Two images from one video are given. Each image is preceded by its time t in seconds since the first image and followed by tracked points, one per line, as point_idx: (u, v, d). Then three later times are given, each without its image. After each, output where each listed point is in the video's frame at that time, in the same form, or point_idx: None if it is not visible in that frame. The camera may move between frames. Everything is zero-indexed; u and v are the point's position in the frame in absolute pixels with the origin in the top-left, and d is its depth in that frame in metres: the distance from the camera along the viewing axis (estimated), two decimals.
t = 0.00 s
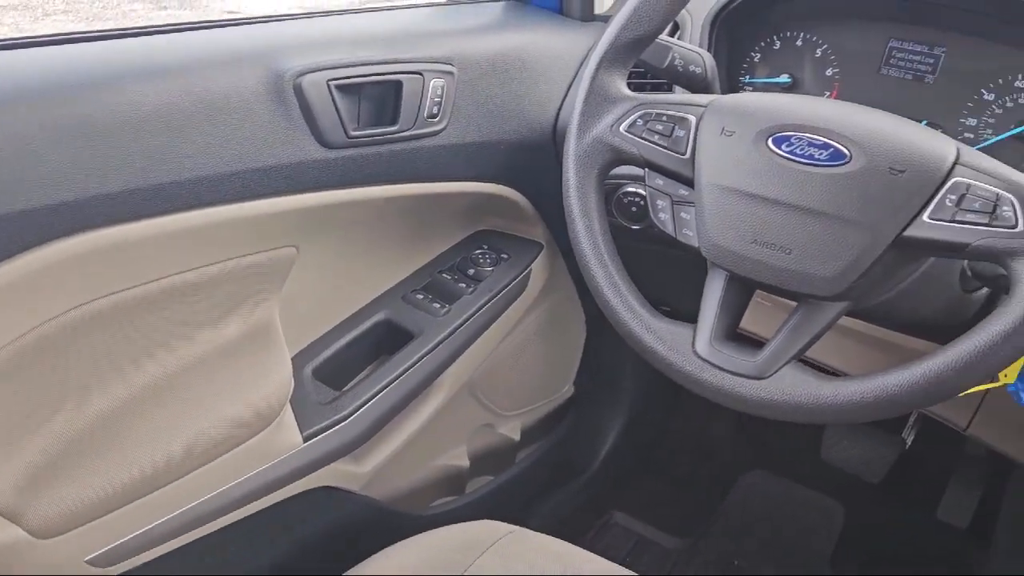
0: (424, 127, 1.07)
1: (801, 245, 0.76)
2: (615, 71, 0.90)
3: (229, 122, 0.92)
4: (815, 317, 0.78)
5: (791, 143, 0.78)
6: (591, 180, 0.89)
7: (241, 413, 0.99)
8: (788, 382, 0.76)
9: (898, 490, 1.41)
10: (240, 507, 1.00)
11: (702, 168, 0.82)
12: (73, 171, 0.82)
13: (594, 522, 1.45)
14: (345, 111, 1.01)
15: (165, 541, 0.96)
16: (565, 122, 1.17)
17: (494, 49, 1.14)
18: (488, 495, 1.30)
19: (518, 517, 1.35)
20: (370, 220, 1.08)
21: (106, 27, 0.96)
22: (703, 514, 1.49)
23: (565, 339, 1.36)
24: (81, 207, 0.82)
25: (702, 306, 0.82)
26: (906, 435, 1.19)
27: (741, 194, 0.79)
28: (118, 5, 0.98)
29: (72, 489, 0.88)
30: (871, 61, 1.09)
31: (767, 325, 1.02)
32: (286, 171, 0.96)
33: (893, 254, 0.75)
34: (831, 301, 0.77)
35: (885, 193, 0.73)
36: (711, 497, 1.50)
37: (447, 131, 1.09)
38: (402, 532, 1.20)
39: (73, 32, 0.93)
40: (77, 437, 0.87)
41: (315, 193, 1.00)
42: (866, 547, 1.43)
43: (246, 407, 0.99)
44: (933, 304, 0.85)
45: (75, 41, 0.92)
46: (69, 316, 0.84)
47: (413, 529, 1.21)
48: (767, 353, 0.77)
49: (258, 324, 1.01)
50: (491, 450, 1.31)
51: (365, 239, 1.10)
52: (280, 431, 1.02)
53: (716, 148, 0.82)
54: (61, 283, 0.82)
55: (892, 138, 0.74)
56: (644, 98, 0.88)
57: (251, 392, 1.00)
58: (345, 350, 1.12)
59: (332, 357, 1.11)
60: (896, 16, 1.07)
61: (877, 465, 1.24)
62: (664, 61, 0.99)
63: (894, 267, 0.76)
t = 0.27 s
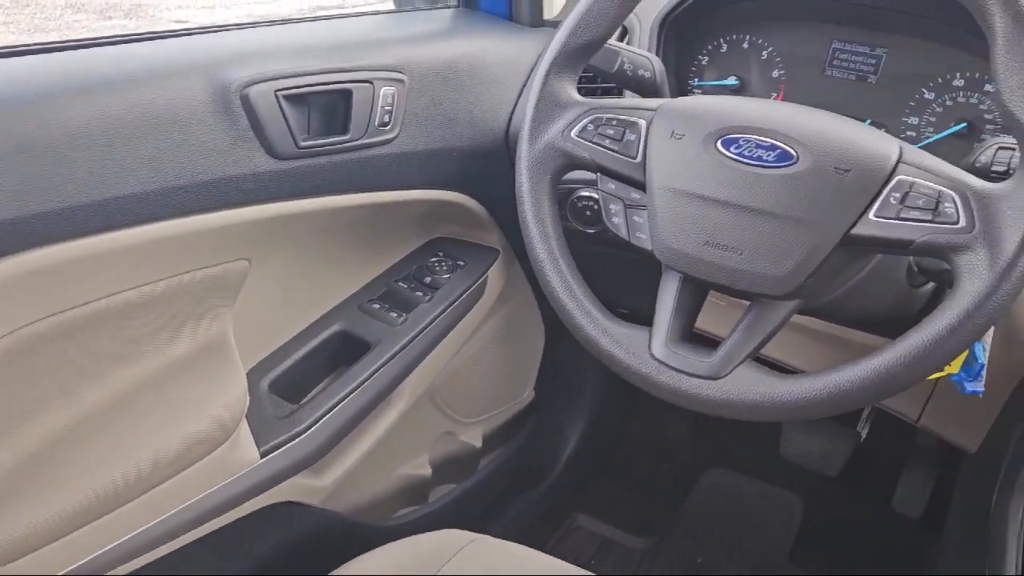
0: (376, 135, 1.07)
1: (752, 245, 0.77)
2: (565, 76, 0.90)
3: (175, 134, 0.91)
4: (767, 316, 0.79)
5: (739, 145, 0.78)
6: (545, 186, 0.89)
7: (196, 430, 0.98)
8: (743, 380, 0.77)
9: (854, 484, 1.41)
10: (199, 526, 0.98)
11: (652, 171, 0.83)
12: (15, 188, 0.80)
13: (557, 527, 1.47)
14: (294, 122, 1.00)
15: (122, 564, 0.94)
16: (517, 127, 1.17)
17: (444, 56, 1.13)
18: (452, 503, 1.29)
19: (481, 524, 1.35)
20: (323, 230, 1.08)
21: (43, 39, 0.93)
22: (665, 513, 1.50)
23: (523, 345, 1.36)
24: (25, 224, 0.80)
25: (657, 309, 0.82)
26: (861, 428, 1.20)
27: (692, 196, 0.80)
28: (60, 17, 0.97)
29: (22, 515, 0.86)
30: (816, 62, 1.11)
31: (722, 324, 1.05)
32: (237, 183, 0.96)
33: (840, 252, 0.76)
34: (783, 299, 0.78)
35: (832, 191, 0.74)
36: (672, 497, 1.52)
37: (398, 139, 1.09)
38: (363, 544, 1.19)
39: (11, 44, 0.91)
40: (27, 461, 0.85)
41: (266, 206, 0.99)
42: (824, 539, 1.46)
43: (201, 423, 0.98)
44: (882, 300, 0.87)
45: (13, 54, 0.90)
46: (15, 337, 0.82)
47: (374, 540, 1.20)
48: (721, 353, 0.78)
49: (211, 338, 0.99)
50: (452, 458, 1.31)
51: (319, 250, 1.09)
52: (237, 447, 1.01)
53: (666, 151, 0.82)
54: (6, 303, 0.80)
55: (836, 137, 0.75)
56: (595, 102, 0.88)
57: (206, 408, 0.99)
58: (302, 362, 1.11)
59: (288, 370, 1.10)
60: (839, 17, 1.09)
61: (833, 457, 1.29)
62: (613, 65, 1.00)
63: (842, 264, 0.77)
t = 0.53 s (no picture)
0: (327, 147, 1.06)
1: (704, 248, 0.78)
2: (514, 84, 0.90)
3: (126, 150, 0.90)
4: (721, 318, 0.80)
5: (688, 149, 0.79)
6: (497, 194, 0.89)
7: (150, 450, 0.96)
8: (698, 383, 0.77)
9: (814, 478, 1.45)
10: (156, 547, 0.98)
11: (603, 177, 0.83)
12: None
13: (521, 532, 1.47)
14: (242, 135, 0.99)
15: None
16: (470, 135, 1.17)
17: (393, 64, 1.13)
18: (415, 513, 1.29)
19: (445, 533, 1.35)
20: (276, 243, 1.07)
21: None
22: (629, 514, 1.51)
23: (482, 352, 1.36)
24: None
25: (612, 313, 0.83)
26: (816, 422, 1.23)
27: (643, 201, 0.80)
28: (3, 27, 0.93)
29: None
30: (762, 64, 1.12)
31: (680, 325, 1.09)
32: (186, 198, 0.94)
33: (790, 253, 0.77)
34: (735, 300, 0.79)
35: (779, 193, 0.76)
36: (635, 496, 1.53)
37: (350, 149, 1.08)
38: (326, 557, 1.18)
39: None
40: None
41: (217, 220, 0.98)
42: (786, 533, 1.48)
43: (156, 443, 0.97)
44: (833, 298, 0.88)
45: None
46: None
47: (337, 554, 1.19)
48: (677, 356, 0.79)
49: (163, 356, 0.98)
50: (414, 468, 1.30)
51: (271, 263, 1.08)
52: (192, 466, 0.99)
53: (616, 157, 0.83)
54: None
55: (782, 140, 0.77)
56: (545, 110, 0.88)
57: (161, 428, 0.97)
58: (259, 377, 1.10)
59: (244, 385, 1.09)
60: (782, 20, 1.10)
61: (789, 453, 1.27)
62: (562, 72, 1.00)
63: (792, 264, 0.79)
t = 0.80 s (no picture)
0: (277, 160, 1.05)
1: (657, 254, 0.78)
2: (464, 94, 0.89)
3: (74, 169, 0.88)
4: (676, 322, 0.80)
5: (638, 155, 0.80)
6: (451, 205, 0.89)
7: (105, 475, 0.95)
8: (655, 387, 0.78)
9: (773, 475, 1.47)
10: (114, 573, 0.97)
11: (555, 185, 0.83)
12: None
13: (487, 539, 1.47)
14: (190, 152, 0.98)
15: None
16: (422, 144, 1.17)
17: (343, 76, 1.12)
18: (379, 526, 1.28)
19: (410, 545, 1.34)
20: (228, 259, 1.05)
21: None
22: (593, 517, 1.52)
23: (442, 361, 1.36)
24: None
25: (569, 320, 0.83)
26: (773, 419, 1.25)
27: (595, 208, 0.81)
28: None
29: None
30: (710, 69, 1.14)
31: (637, 327, 1.10)
32: (134, 217, 0.93)
33: (741, 255, 0.78)
34: (689, 304, 0.80)
35: (729, 197, 0.77)
36: (598, 500, 1.54)
37: (301, 162, 1.07)
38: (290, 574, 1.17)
39: None
40: None
41: (166, 238, 0.96)
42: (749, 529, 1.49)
43: (111, 467, 0.96)
44: (785, 297, 0.90)
45: None
46: None
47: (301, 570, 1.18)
48: (633, 361, 0.79)
49: (114, 378, 0.97)
50: (378, 480, 1.29)
51: (224, 280, 1.07)
52: (148, 489, 0.99)
53: (568, 165, 0.83)
54: None
55: (730, 145, 0.78)
56: (495, 119, 0.88)
57: (115, 451, 0.96)
58: (214, 396, 1.08)
59: (200, 404, 1.07)
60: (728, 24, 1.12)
61: (751, 452, 1.28)
62: (512, 80, 1.00)
63: (743, 267, 0.80)
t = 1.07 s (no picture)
0: (227, 173, 1.04)
1: (611, 258, 0.79)
2: (414, 103, 0.89)
3: (19, 189, 0.86)
4: (632, 325, 0.81)
5: (590, 161, 0.80)
6: (404, 215, 0.88)
7: (59, 500, 0.94)
8: (613, 391, 0.78)
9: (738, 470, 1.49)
10: None
11: (508, 192, 0.84)
12: None
13: (454, 547, 1.47)
14: (136, 169, 0.96)
15: None
16: (374, 154, 1.17)
17: (292, 86, 1.11)
18: (342, 540, 1.27)
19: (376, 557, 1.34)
20: (179, 276, 1.04)
21: None
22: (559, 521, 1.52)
23: (402, 371, 1.35)
24: None
25: (526, 327, 0.83)
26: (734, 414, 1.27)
27: (549, 214, 0.81)
28: None
29: None
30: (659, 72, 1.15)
31: (597, 329, 1.11)
32: (80, 236, 0.91)
33: (694, 257, 0.79)
34: (644, 307, 0.80)
35: (680, 200, 0.77)
36: (563, 502, 1.54)
37: (252, 175, 1.06)
38: None
39: None
40: None
41: (115, 256, 0.95)
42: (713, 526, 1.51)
43: (64, 492, 0.94)
44: (738, 297, 0.91)
45: None
46: None
47: None
48: (591, 365, 0.80)
49: (65, 402, 0.94)
50: (341, 493, 1.28)
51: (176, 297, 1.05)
52: (103, 513, 0.97)
53: (520, 172, 0.83)
54: None
55: (680, 148, 0.78)
56: (446, 127, 0.88)
57: (69, 476, 0.94)
58: (170, 415, 1.07)
59: (155, 425, 1.06)
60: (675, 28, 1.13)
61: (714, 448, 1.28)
62: (462, 88, 0.99)
63: (697, 269, 0.80)
